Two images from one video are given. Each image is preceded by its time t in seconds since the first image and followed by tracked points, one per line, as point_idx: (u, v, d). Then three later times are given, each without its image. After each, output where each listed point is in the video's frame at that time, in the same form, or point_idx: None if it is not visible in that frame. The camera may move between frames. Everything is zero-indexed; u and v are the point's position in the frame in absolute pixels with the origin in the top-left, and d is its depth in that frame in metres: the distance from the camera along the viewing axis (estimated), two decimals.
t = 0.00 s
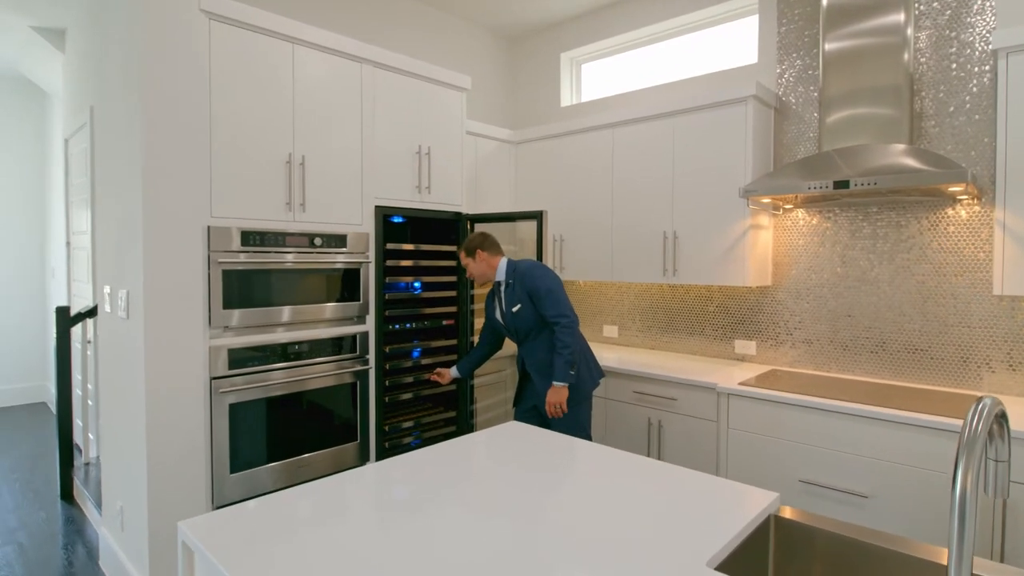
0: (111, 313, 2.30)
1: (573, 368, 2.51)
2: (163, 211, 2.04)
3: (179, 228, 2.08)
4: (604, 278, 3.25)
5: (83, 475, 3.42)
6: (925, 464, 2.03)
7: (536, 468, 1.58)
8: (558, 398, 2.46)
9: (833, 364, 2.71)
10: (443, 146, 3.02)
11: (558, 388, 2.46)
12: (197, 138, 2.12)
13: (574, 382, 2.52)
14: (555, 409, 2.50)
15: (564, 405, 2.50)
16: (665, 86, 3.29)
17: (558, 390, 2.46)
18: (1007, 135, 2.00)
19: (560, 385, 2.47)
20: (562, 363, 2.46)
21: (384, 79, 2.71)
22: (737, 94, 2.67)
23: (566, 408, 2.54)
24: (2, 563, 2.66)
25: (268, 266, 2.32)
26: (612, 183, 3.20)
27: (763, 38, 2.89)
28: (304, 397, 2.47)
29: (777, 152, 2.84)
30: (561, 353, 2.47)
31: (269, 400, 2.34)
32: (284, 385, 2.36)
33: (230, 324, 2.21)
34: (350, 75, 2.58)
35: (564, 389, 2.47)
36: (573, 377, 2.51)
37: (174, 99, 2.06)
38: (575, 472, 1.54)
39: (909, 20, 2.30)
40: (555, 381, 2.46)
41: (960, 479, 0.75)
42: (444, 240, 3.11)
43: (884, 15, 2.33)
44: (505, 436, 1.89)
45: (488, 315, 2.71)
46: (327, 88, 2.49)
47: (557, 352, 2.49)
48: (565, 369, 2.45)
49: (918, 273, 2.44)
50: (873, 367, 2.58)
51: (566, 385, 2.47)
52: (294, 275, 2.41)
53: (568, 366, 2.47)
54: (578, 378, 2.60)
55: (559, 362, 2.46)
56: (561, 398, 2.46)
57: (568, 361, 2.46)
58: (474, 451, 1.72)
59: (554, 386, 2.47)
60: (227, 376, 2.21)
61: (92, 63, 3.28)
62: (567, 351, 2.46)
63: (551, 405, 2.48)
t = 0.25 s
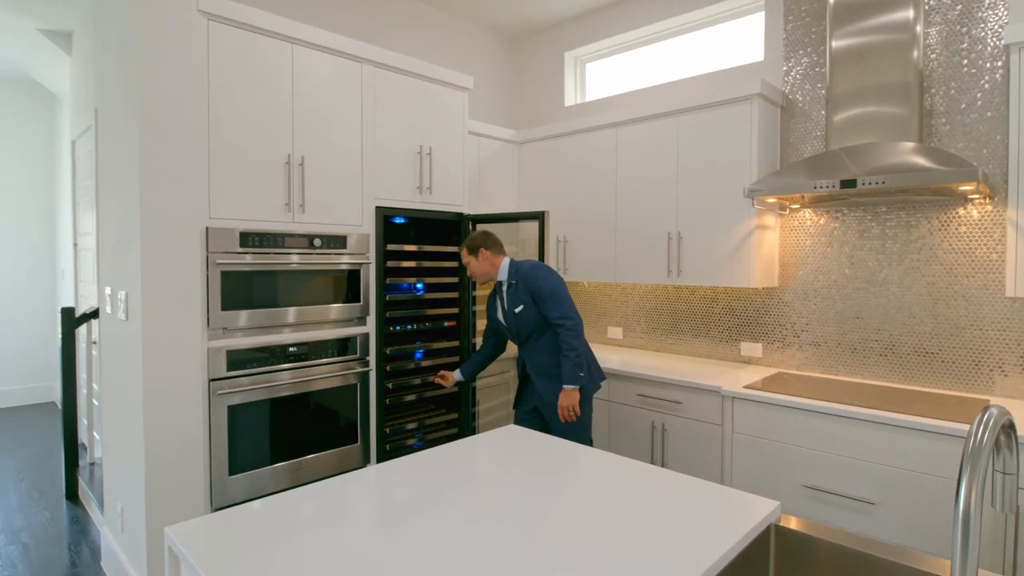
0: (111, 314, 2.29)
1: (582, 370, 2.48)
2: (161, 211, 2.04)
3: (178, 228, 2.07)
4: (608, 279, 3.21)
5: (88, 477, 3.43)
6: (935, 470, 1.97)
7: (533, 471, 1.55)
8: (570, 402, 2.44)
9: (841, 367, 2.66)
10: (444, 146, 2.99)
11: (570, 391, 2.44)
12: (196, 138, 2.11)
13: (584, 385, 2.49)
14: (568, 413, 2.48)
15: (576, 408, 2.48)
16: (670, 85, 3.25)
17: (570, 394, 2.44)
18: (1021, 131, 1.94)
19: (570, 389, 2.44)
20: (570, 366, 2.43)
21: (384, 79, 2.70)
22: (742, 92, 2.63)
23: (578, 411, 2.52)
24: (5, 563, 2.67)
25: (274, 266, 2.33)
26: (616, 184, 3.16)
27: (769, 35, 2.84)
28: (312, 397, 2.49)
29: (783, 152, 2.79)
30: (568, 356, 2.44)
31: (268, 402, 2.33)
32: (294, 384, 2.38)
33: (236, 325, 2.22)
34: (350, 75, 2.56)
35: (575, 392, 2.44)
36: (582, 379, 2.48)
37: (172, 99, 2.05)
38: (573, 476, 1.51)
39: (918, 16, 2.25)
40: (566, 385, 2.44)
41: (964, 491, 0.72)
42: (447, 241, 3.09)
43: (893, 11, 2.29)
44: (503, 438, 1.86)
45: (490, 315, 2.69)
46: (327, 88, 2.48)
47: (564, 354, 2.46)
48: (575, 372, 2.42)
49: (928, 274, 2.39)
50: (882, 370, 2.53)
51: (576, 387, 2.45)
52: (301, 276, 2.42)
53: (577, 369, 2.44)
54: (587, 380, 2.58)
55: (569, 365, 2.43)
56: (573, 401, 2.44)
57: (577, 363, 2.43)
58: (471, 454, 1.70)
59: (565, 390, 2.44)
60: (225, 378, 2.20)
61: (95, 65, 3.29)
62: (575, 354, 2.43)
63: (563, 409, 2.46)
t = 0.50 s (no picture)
0: (120, 315, 2.31)
1: (583, 373, 2.46)
2: (168, 212, 2.05)
3: (184, 229, 2.09)
4: (616, 281, 3.18)
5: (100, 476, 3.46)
6: (950, 476, 1.92)
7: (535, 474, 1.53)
8: (566, 404, 2.43)
9: (853, 370, 2.61)
10: (451, 147, 2.99)
11: (568, 395, 2.42)
12: (202, 139, 2.12)
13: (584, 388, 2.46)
14: (562, 414, 2.48)
15: (571, 410, 2.47)
16: (679, 84, 3.21)
17: (567, 396, 2.42)
18: None
19: (568, 391, 2.42)
20: (571, 369, 2.41)
21: (391, 80, 2.69)
22: (752, 90, 2.59)
23: (574, 413, 2.52)
24: (17, 560, 2.70)
25: (285, 268, 2.35)
26: (624, 184, 3.14)
27: (780, 33, 2.80)
28: (323, 398, 2.50)
29: (794, 151, 2.75)
30: (570, 358, 2.41)
31: (273, 403, 2.33)
32: (306, 384, 2.41)
33: (251, 325, 2.25)
34: (357, 76, 2.56)
35: (572, 395, 2.42)
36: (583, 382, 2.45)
37: (178, 101, 2.06)
38: (576, 479, 1.50)
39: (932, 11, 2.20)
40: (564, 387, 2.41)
41: (971, 501, 0.69)
42: (454, 242, 3.09)
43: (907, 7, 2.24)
44: (507, 441, 1.85)
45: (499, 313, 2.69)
46: (333, 89, 2.48)
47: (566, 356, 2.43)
48: (574, 374, 2.39)
49: (943, 275, 2.33)
50: (896, 373, 2.47)
51: (575, 390, 2.42)
52: (311, 277, 2.44)
53: (577, 371, 2.41)
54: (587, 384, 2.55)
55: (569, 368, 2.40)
56: (568, 404, 2.42)
57: (578, 366, 2.40)
58: (474, 456, 1.68)
59: (562, 392, 2.43)
60: (232, 379, 2.21)
61: (107, 70, 3.32)
62: (576, 356, 2.40)
63: (558, 410, 2.46)
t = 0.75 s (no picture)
0: (131, 314, 2.33)
1: (592, 378, 2.43)
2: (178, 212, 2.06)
3: (194, 228, 2.10)
4: (626, 281, 3.16)
5: (113, 474, 3.50)
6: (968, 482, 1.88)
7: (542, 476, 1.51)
8: (572, 408, 2.40)
9: (868, 373, 2.56)
10: (460, 147, 2.98)
11: (575, 399, 2.39)
12: (211, 139, 2.13)
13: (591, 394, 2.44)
14: (567, 418, 2.44)
15: (576, 415, 2.43)
16: (690, 83, 3.18)
17: (575, 400, 2.40)
18: None
19: (575, 395, 2.40)
20: (579, 373, 2.39)
21: (400, 80, 2.69)
22: (764, 88, 2.56)
23: (579, 418, 2.48)
24: (31, 557, 2.73)
25: (297, 267, 2.36)
26: (634, 184, 3.11)
27: (793, 30, 2.76)
28: (334, 397, 2.51)
29: (808, 150, 2.70)
30: (580, 362, 2.40)
31: (282, 402, 2.33)
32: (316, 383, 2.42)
33: (263, 325, 2.27)
34: (365, 76, 2.57)
35: (579, 399, 2.40)
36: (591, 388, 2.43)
37: (188, 101, 2.07)
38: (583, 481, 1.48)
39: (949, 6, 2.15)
40: (571, 391, 2.39)
41: (988, 509, 0.67)
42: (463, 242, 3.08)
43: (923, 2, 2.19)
44: (514, 442, 1.83)
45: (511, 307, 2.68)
46: (342, 90, 2.49)
47: (575, 360, 2.41)
48: (583, 378, 2.37)
49: (961, 276, 2.28)
50: (911, 376, 2.43)
51: (582, 395, 2.40)
52: (323, 277, 2.46)
53: (586, 376, 2.39)
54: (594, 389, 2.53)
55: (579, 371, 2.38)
56: (575, 409, 2.39)
57: (587, 371, 2.38)
58: (481, 458, 1.67)
59: (569, 396, 2.40)
60: (241, 378, 2.22)
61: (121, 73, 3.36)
62: (587, 360, 2.38)
63: (564, 413, 2.42)
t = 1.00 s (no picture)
0: (144, 312, 2.35)
1: (609, 383, 2.43)
2: (189, 211, 2.07)
3: (205, 227, 2.11)
4: (637, 281, 3.14)
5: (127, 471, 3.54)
6: (986, 486, 1.84)
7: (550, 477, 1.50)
8: (592, 412, 2.37)
9: (882, 374, 2.52)
10: (470, 146, 2.98)
11: (596, 403, 2.38)
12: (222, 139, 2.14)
13: (608, 398, 2.44)
14: (586, 423, 2.41)
15: (597, 419, 2.41)
16: (701, 81, 3.15)
17: (594, 405, 2.38)
18: None
19: (594, 399, 2.39)
20: (597, 377, 2.38)
21: (409, 79, 2.70)
22: (777, 85, 2.52)
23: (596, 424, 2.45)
24: (46, 552, 2.76)
25: (309, 266, 2.37)
26: (645, 183, 3.09)
27: (807, 26, 2.72)
28: (345, 396, 2.52)
29: (822, 147, 2.66)
30: (598, 367, 2.39)
31: (292, 400, 2.34)
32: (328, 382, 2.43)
33: (276, 323, 2.29)
34: (375, 76, 2.57)
35: (599, 404, 2.38)
36: (607, 391, 2.43)
37: (198, 101, 2.08)
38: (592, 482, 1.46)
39: None
40: (590, 395, 2.38)
41: (1006, 513, 0.65)
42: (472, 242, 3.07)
43: None
44: (523, 442, 1.82)
45: (522, 303, 2.68)
46: (352, 89, 2.49)
47: (592, 364, 2.40)
48: (602, 383, 2.37)
49: (979, 275, 2.24)
50: (927, 377, 2.38)
51: (601, 399, 2.39)
52: (335, 276, 2.47)
53: (604, 381, 2.38)
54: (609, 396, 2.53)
55: (596, 376, 2.38)
56: (596, 413, 2.37)
57: (605, 375, 2.38)
58: (489, 458, 1.66)
59: (588, 400, 2.38)
60: (251, 377, 2.23)
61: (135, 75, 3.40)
62: (604, 365, 2.38)
63: (584, 418, 2.39)
